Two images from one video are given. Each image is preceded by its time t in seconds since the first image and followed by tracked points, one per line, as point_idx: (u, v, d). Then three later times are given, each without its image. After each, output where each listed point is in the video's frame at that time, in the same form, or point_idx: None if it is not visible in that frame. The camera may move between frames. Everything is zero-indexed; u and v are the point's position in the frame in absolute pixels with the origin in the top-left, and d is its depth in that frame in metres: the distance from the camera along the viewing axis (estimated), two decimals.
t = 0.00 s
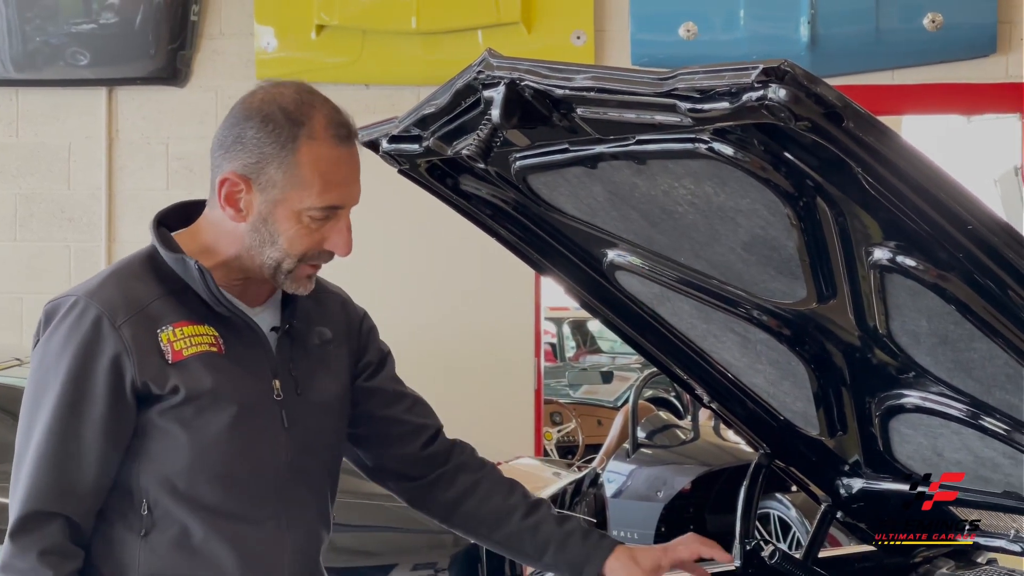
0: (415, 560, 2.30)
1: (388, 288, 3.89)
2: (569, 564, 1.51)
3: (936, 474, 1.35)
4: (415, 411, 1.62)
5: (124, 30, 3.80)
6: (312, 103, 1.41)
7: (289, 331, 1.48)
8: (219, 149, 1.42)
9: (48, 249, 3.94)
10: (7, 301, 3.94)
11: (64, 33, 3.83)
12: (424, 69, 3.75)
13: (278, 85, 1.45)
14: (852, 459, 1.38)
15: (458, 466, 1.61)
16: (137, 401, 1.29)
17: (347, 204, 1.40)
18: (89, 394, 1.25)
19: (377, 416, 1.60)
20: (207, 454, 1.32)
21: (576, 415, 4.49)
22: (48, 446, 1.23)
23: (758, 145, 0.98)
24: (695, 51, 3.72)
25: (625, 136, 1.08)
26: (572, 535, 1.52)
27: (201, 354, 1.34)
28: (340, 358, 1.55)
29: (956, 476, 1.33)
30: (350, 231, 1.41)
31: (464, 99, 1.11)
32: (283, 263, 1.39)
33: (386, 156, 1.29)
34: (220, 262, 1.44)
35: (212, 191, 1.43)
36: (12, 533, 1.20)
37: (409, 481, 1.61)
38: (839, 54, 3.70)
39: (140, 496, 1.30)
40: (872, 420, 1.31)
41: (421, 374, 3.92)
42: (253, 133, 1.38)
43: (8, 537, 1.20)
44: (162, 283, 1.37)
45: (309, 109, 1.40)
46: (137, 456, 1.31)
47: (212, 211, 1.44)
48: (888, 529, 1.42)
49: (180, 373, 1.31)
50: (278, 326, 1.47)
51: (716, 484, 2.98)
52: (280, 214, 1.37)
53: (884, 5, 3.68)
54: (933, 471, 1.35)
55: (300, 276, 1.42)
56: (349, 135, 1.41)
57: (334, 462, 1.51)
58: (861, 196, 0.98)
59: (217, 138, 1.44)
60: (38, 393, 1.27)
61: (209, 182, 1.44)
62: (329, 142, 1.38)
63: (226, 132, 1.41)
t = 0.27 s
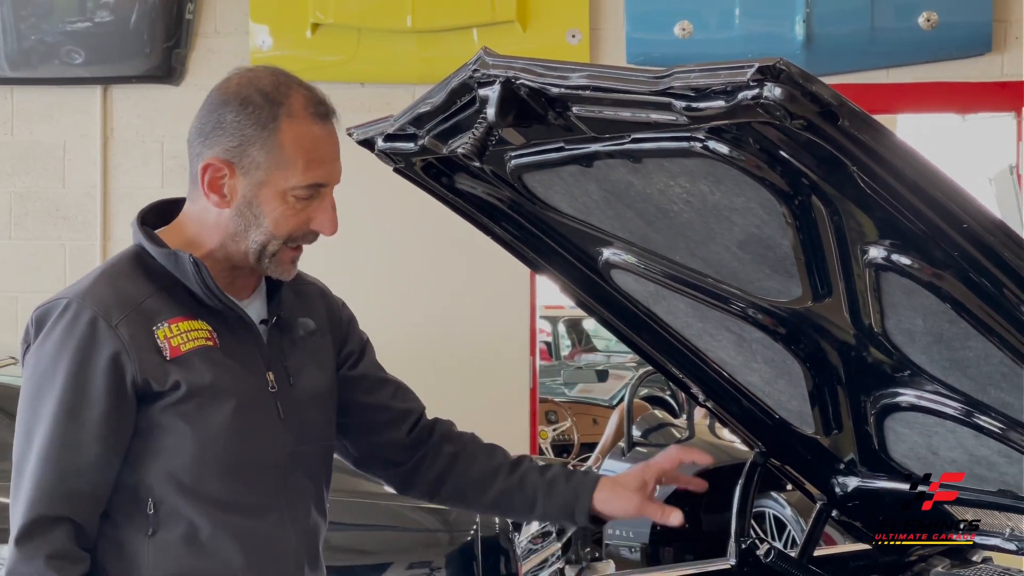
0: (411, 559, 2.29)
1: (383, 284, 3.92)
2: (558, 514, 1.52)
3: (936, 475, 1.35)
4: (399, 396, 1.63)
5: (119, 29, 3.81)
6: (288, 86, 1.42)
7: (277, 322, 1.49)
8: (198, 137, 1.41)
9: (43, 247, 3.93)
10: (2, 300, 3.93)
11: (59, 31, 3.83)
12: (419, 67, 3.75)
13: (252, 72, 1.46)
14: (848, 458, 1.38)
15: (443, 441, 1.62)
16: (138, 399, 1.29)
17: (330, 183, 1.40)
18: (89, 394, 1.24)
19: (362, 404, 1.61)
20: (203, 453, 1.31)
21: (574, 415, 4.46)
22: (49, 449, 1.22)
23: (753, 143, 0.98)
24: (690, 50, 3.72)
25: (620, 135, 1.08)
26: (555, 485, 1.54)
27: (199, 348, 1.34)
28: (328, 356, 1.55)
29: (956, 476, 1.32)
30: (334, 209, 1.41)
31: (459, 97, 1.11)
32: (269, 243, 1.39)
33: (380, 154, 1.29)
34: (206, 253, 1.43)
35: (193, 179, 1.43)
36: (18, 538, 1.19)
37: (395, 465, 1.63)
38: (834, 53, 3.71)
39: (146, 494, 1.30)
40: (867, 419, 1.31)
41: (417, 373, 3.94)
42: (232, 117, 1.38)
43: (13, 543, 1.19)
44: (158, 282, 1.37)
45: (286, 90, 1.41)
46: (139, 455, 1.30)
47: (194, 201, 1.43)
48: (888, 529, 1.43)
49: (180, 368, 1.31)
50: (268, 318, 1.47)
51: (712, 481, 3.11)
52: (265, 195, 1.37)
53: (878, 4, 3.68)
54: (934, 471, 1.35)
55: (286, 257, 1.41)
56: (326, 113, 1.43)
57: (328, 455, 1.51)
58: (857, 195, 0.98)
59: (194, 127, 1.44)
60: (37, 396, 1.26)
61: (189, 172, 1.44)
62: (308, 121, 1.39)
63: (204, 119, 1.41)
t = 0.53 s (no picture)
0: (405, 556, 2.30)
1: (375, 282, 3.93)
2: (536, 440, 1.57)
3: (936, 474, 1.35)
4: (387, 378, 1.64)
5: (112, 26, 3.80)
6: (270, 72, 1.42)
7: (269, 313, 1.49)
8: (184, 127, 1.41)
9: (35, 245, 3.93)
10: None
11: (51, 28, 3.82)
12: (413, 64, 3.76)
13: (232, 60, 1.46)
14: (840, 455, 1.38)
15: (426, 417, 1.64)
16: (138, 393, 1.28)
17: (319, 165, 1.41)
18: (89, 389, 1.23)
19: (350, 391, 1.62)
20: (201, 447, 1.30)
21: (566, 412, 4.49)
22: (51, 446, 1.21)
23: (746, 140, 0.98)
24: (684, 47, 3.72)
25: (613, 131, 1.08)
26: (526, 417, 1.59)
27: (197, 340, 1.34)
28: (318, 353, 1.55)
29: (956, 476, 1.32)
30: (325, 192, 1.42)
31: (452, 94, 1.11)
32: (263, 229, 1.39)
33: (373, 151, 1.29)
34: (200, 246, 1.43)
35: (180, 170, 1.42)
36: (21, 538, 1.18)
37: (383, 447, 1.64)
38: (827, 50, 3.72)
39: (149, 490, 1.29)
40: (859, 416, 1.31)
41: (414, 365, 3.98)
42: (218, 104, 1.38)
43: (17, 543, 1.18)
44: (156, 275, 1.37)
45: (269, 75, 1.41)
46: (139, 451, 1.29)
47: (184, 192, 1.43)
48: (888, 529, 1.43)
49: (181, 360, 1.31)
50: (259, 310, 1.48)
51: (705, 478, 3.13)
52: (257, 180, 1.37)
53: None
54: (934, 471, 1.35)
55: (279, 241, 1.42)
56: (311, 96, 1.44)
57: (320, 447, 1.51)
58: (850, 191, 0.98)
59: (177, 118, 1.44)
60: (37, 393, 1.25)
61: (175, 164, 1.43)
62: (294, 104, 1.40)
63: (188, 110, 1.40)
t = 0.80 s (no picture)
0: (392, 555, 2.29)
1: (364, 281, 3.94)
2: (485, 369, 1.61)
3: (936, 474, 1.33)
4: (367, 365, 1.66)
5: (99, 24, 3.79)
6: (256, 65, 1.42)
7: (257, 303, 1.50)
8: (172, 122, 1.39)
9: (23, 243, 3.93)
10: None
11: (38, 26, 3.81)
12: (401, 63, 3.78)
13: (214, 54, 1.44)
14: (827, 454, 1.38)
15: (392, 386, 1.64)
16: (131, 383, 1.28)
17: (309, 158, 1.42)
18: (81, 375, 1.23)
19: (334, 378, 1.64)
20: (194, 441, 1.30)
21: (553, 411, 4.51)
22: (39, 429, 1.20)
23: (733, 139, 0.98)
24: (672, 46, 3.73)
25: (600, 129, 1.08)
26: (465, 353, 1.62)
27: (190, 328, 1.34)
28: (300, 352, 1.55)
29: (956, 476, 1.31)
30: (314, 185, 1.44)
31: (439, 92, 1.11)
32: (259, 222, 1.40)
33: (360, 149, 1.28)
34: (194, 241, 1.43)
35: (169, 165, 1.40)
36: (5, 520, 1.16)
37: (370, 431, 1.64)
38: (816, 49, 3.73)
39: (139, 482, 1.28)
40: (847, 414, 1.31)
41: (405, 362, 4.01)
42: (209, 99, 1.37)
43: None
44: (147, 265, 1.36)
45: (257, 69, 1.41)
46: (130, 442, 1.28)
47: (174, 186, 1.41)
48: (888, 529, 1.43)
49: (173, 349, 1.31)
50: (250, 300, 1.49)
51: (693, 477, 3.13)
52: (252, 174, 1.37)
53: None
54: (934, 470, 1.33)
55: (272, 233, 1.43)
56: (298, 90, 1.44)
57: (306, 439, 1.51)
58: (837, 190, 0.98)
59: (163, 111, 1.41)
60: (25, 377, 1.24)
61: (162, 158, 1.41)
62: (284, 97, 1.40)
63: (177, 103, 1.39)
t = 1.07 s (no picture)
0: (383, 554, 2.30)
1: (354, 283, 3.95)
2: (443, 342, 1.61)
3: (936, 474, 1.32)
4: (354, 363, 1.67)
5: (90, 23, 3.79)
6: (258, 69, 1.41)
7: (248, 301, 1.50)
8: (174, 124, 1.36)
9: (13, 242, 3.92)
10: None
11: (29, 25, 3.81)
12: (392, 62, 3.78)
13: (215, 55, 1.42)
14: (817, 453, 1.38)
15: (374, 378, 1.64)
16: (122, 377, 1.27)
17: (308, 164, 1.43)
18: (73, 369, 1.22)
19: (321, 376, 1.64)
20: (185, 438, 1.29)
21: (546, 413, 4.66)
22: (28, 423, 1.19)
23: (723, 137, 0.98)
24: (662, 45, 3.75)
25: (589, 128, 1.07)
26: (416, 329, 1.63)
27: (183, 326, 1.33)
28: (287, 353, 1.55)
29: (956, 476, 1.30)
30: (311, 190, 1.44)
31: (429, 91, 1.10)
32: (257, 226, 1.40)
33: (350, 148, 1.28)
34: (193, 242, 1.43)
35: (170, 165, 1.39)
36: None
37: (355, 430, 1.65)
38: (806, 49, 3.75)
39: (131, 478, 1.27)
40: (837, 414, 1.31)
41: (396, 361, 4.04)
42: (214, 102, 1.35)
43: None
44: (140, 260, 1.36)
45: (261, 72, 1.40)
46: (122, 437, 1.28)
47: (173, 187, 1.39)
48: (888, 529, 1.43)
49: (166, 345, 1.30)
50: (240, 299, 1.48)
51: (683, 476, 3.18)
52: (253, 179, 1.37)
53: None
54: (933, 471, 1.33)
55: (268, 237, 1.44)
56: (301, 95, 1.44)
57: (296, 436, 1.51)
58: (826, 189, 0.97)
59: (164, 110, 1.39)
60: (16, 369, 1.23)
61: (161, 157, 1.39)
62: (287, 102, 1.40)
63: (181, 105, 1.36)
